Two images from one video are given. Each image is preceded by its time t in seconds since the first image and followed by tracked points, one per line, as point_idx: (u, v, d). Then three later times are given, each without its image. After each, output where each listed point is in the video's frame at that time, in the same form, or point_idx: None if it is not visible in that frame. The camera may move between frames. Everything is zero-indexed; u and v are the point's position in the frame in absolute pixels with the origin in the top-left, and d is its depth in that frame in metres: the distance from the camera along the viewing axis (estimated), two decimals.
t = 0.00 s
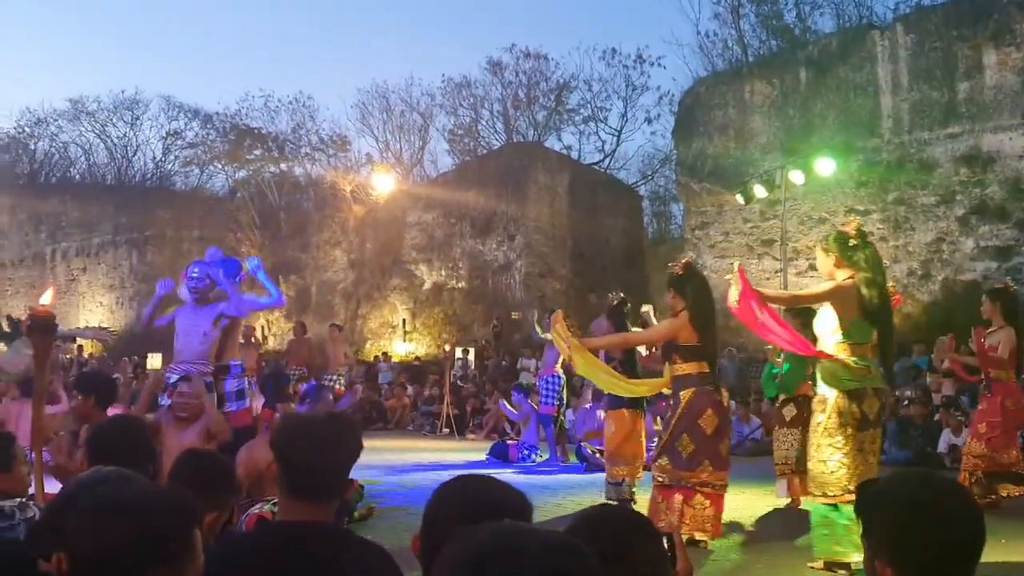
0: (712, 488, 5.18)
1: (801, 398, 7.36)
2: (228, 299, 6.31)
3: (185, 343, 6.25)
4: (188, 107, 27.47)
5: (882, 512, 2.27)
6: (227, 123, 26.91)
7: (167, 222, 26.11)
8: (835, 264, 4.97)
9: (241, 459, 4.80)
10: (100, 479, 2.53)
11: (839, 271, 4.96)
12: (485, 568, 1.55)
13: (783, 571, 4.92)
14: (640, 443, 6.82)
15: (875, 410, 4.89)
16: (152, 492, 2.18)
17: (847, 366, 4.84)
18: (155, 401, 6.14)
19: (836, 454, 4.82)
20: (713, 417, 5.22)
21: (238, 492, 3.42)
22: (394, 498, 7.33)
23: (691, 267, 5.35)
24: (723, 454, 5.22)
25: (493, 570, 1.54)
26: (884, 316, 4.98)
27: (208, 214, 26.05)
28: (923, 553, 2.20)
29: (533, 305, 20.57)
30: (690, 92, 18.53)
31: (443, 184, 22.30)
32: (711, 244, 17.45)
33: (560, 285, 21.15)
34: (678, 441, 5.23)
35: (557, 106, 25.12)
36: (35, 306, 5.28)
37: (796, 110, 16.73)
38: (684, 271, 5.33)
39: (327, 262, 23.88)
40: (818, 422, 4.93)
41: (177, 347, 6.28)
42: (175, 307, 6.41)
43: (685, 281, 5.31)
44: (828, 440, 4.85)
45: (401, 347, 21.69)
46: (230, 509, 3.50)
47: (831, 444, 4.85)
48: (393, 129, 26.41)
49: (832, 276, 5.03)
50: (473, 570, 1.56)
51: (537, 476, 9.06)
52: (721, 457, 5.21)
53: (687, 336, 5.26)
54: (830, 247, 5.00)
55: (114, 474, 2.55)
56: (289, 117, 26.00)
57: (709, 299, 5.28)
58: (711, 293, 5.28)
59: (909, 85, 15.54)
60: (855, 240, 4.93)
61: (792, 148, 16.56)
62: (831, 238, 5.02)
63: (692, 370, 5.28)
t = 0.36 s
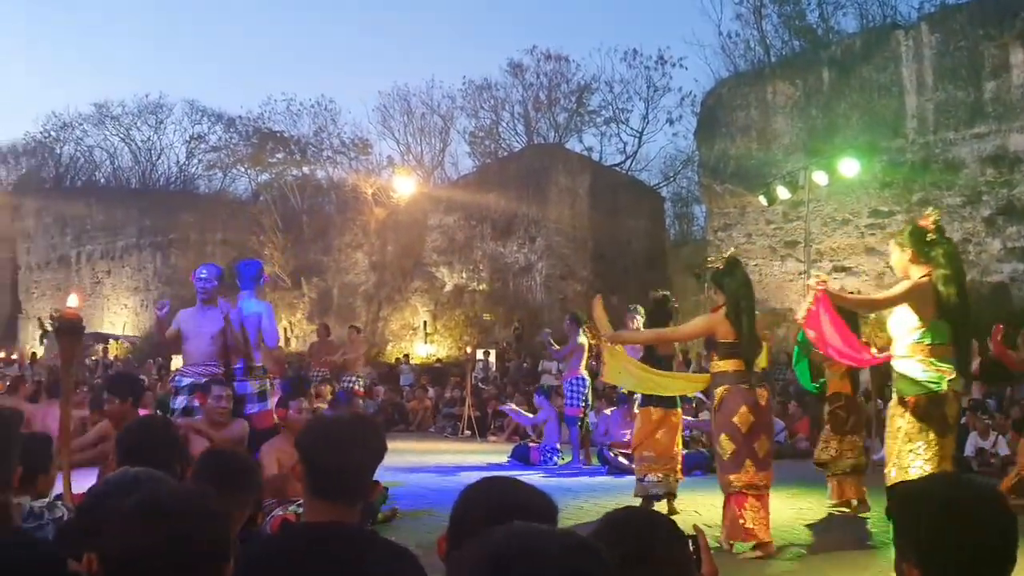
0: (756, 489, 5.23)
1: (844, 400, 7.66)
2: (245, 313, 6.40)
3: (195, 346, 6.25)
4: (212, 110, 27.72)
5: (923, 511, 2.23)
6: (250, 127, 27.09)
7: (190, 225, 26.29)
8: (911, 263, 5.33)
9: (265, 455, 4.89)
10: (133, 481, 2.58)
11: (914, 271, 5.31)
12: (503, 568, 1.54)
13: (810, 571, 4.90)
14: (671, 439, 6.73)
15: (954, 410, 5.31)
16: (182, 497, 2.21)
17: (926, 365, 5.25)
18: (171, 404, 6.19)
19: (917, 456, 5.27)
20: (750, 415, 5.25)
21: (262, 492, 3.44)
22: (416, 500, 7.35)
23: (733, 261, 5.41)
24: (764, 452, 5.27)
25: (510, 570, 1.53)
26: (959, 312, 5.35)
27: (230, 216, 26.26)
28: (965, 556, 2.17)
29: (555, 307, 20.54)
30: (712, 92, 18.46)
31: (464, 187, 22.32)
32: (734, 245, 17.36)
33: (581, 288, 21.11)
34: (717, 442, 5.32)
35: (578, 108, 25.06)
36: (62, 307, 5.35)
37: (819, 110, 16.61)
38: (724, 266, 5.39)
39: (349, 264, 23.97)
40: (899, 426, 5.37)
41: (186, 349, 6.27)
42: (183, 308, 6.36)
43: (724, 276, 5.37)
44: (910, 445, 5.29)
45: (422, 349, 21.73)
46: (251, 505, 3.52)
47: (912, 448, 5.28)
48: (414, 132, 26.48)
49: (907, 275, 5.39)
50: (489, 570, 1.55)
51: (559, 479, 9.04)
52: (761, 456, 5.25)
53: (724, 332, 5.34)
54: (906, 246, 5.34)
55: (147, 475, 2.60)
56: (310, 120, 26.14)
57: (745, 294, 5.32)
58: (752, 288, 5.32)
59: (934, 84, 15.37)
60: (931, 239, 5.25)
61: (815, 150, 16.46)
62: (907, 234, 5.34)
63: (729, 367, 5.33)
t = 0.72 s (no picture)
0: (790, 490, 5.17)
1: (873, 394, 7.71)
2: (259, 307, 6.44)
3: (218, 349, 6.29)
4: (232, 114, 27.94)
5: (943, 509, 2.25)
6: (271, 130, 27.21)
7: (211, 228, 26.49)
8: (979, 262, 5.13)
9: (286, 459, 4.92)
10: (159, 484, 2.59)
11: (982, 269, 5.13)
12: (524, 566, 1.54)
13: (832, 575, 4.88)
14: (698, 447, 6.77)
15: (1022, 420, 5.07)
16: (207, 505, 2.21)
17: (994, 369, 5.01)
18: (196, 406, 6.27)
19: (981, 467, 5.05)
20: (786, 413, 5.19)
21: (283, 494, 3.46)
22: (437, 502, 7.36)
23: (773, 257, 5.43)
24: (800, 454, 5.20)
25: (528, 573, 1.52)
26: None
27: (251, 219, 26.45)
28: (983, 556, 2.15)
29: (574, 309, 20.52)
30: (733, 94, 18.39)
31: (483, 189, 22.35)
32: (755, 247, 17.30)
33: (601, 289, 21.08)
34: (752, 440, 5.28)
35: (597, 110, 25.06)
36: (86, 311, 5.40)
37: (841, 111, 16.50)
38: (764, 261, 5.42)
39: (369, 267, 24.06)
40: (964, 435, 5.15)
41: (210, 352, 6.33)
42: (205, 310, 6.41)
43: (764, 271, 5.40)
44: (974, 455, 5.08)
45: (442, 351, 21.78)
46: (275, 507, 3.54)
47: (976, 458, 5.07)
48: (433, 134, 26.56)
49: (975, 275, 5.20)
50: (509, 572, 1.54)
51: (580, 483, 9.03)
52: (796, 457, 5.18)
53: (762, 326, 5.32)
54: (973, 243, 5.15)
55: (174, 479, 2.60)
56: (330, 123, 26.27)
57: (785, 289, 5.33)
58: (791, 284, 5.32)
59: (957, 84, 15.23)
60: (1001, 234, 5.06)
61: (836, 151, 16.37)
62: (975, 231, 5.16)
63: (766, 364, 5.30)
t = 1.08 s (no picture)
0: (840, 493, 5.10)
1: (926, 407, 7.86)
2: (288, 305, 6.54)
3: (251, 350, 6.49)
4: (256, 117, 28.17)
5: (966, 515, 2.26)
6: (294, 133, 27.96)
7: (235, 230, 26.64)
8: None
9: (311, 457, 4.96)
10: (189, 486, 2.61)
11: None
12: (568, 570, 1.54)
13: None
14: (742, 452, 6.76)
15: None
16: (228, 507, 2.23)
17: None
18: (227, 407, 6.36)
19: None
20: (834, 415, 5.14)
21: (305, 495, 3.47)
22: (460, 505, 7.37)
23: (818, 256, 5.42)
24: (849, 456, 5.13)
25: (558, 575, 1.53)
26: None
27: (274, 221, 26.62)
28: (1010, 556, 2.18)
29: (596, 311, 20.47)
30: (755, 95, 18.29)
31: (505, 192, 22.37)
32: (778, 249, 17.19)
33: (623, 292, 21.04)
34: (799, 443, 5.19)
35: (619, 112, 25.06)
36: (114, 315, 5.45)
37: (865, 113, 16.37)
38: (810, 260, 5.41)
39: (391, 269, 24.12)
40: None
41: (243, 353, 6.53)
42: (239, 313, 6.64)
43: (811, 270, 5.39)
44: None
45: (464, 354, 21.79)
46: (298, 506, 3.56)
47: None
48: (455, 137, 26.65)
49: None
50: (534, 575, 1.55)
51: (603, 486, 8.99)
52: (846, 459, 5.12)
53: (810, 326, 5.31)
54: None
55: (205, 481, 2.63)
56: (352, 126, 26.43)
57: (835, 290, 5.31)
58: (840, 284, 5.33)
59: (983, 85, 15.11)
60: None
61: (860, 152, 16.24)
62: None
63: (813, 365, 5.28)
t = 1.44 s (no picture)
0: (861, 505, 5.05)
1: (949, 411, 7.61)
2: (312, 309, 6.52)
3: (273, 352, 6.50)
4: (269, 119, 28.32)
5: (980, 518, 2.26)
6: (307, 137, 28.15)
7: (248, 233, 26.76)
8: None
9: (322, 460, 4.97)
10: (205, 489, 2.62)
11: None
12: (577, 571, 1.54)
13: None
14: (795, 462, 7.04)
15: None
16: (241, 511, 2.26)
17: None
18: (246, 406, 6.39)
19: None
20: (856, 426, 5.11)
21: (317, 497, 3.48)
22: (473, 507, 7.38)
23: (842, 265, 5.39)
24: (871, 468, 5.10)
25: None
26: None
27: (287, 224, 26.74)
28: None
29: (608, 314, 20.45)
30: (768, 97, 18.23)
31: (517, 194, 22.39)
32: (791, 252, 17.15)
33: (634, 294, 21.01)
34: (821, 455, 5.15)
35: (631, 114, 25.05)
36: (130, 316, 5.48)
37: (878, 115, 16.28)
38: (833, 268, 5.38)
39: (403, 272, 24.15)
40: None
41: (264, 354, 6.54)
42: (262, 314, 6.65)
43: (834, 278, 5.35)
44: None
45: (475, 356, 21.81)
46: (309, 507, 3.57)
47: None
48: (466, 139, 26.69)
49: None
50: None
51: (615, 489, 8.98)
52: (867, 471, 5.09)
53: (831, 336, 5.27)
54: None
55: (223, 484, 2.65)
56: (364, 129, 26.55)
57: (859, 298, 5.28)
58: (864, 293, 5.30)
59: (997, 87, 15.01)
60: None
61: (872, 154, 16.17)
62: None
63: (835, 374, 5.22)
